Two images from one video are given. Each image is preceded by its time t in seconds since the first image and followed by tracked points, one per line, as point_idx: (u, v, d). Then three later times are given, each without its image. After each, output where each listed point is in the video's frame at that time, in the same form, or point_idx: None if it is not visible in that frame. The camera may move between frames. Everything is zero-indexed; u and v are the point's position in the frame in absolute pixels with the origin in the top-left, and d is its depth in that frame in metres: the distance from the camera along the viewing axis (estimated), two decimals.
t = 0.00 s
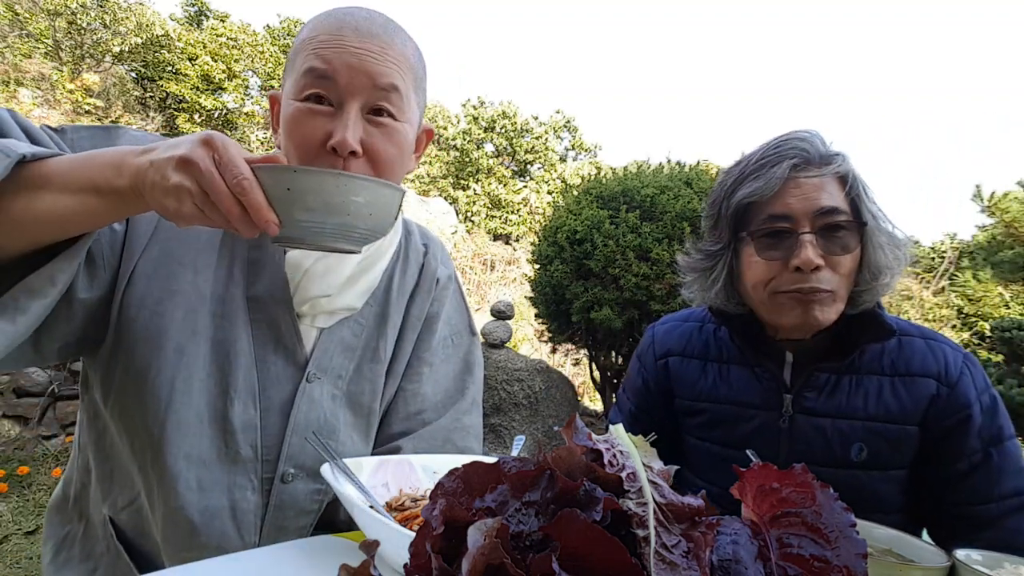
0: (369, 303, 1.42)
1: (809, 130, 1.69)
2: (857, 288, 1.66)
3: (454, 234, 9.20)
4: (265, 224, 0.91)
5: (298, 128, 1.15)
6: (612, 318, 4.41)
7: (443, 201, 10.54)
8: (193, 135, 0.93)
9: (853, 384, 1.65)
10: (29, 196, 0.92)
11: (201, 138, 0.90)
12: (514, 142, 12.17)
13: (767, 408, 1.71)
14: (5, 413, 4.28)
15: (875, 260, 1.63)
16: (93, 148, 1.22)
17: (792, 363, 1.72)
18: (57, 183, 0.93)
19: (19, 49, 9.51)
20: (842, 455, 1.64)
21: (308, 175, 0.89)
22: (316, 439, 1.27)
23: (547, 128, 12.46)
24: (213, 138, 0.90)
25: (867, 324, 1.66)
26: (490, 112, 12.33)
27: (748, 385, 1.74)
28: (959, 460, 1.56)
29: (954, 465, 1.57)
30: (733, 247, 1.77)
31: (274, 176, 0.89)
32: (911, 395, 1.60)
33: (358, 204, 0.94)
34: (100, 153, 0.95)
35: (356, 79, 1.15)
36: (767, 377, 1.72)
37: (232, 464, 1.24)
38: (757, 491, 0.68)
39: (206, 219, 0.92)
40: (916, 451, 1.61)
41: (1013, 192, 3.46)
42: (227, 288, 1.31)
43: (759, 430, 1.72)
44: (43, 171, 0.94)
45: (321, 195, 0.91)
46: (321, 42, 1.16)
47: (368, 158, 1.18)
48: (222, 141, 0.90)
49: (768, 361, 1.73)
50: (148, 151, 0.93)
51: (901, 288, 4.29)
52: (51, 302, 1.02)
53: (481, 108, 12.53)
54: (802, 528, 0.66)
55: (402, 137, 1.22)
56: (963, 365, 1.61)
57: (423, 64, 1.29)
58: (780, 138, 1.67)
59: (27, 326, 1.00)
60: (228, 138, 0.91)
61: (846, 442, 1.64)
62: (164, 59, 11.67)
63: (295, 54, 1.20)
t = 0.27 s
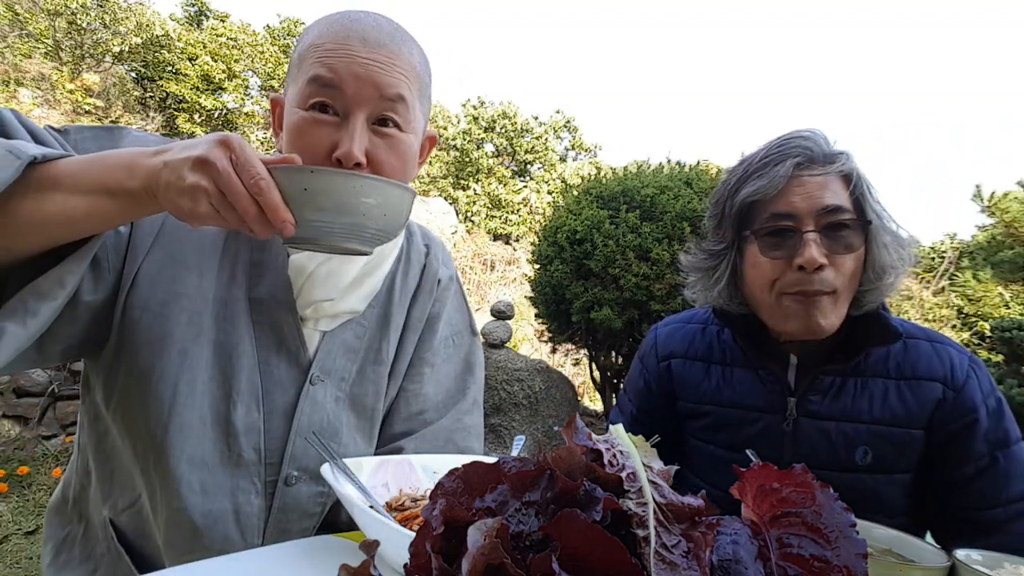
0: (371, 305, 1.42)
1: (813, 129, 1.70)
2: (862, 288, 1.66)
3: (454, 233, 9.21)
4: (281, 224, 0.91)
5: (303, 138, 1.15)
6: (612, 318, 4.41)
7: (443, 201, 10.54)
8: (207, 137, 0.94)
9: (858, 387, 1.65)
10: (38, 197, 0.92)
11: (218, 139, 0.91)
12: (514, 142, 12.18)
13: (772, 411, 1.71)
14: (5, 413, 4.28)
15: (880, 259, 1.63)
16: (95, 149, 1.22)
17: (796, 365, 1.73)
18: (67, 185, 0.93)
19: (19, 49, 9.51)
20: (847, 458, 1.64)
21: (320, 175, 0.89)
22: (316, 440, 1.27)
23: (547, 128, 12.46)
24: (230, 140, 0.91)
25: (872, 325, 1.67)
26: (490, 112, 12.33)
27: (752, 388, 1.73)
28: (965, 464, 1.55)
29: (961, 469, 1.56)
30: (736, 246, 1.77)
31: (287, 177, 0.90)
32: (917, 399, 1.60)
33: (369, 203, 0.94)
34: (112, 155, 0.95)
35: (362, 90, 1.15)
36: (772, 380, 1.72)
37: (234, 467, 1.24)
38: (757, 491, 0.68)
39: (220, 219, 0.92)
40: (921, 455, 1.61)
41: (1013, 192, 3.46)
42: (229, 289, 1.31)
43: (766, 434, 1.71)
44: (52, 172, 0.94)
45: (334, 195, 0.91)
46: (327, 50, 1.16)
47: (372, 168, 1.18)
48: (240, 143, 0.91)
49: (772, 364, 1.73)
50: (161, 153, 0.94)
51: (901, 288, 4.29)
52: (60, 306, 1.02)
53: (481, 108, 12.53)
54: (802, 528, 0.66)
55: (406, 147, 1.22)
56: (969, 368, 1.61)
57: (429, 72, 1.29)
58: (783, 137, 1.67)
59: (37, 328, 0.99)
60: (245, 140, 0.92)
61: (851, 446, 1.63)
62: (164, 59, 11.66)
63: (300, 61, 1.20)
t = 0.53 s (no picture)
0: (370, 304, 1.43)
1: (815, 128, 1.70)
2: (862, 289, 1.67)
3: (454, 233, 9.21)
4: (285, 221, 0.92)
5: (301, 142, 1.15)
6: (612, 318, 4.41)
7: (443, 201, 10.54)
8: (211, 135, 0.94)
9: (857, 389, 1.65)
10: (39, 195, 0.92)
11: (223, 137, 0.91)
12: (514, 142, 12.18)
13: (770, 412, 1.71)
14: (5, 413, 4.28)
15: (880, 259, 1.64)
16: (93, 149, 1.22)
17: (796, 366, 1.73)
18: (68, 183, 0.93)
19: (19, 49, 9.50)
20: (846, 460, 1.64)
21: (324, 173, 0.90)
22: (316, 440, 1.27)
23: (547, 128, 12.46)
24: (234, 137, 0.91)
25: (872, 326, 1.66)
26: (490, 112, 12.34)
27: (751, 389, 1.73)
28: (966, 465, 1.55)
29: (962, 471, 1.56)
30: (737, 245, 1.78)
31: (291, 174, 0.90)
32: (917, 400, 1.60)
33: (371, 203, 0.94)
34: (115, 154, 0.96)
35: (361, 96, 1.15)
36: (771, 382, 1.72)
37: (234, 468, 1.24)
38: (757, 491, 0.68)
39: (223, 216, 0.92)
40: (921, 456, 1.61)
41: (1013, 192, 3.46)
42: (228, 289, 1.31)
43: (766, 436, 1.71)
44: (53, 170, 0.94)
45: (336, 195, 0.92)
46: (327, 54, 1.15)
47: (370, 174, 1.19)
48: (245, 141, 0.91)
49: (772, 366, 1.74)
50: (164, 152, 0.94)
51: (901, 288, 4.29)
52: (60, 305, 1.01)
53: (481, 108, 12.53)
54: (802, 528, 0.66)
55: (404, 153, 1.23)
56: (969, 369, 1.61)
57: (429, 75, 1.29)
58: (786, 136, 1.67)
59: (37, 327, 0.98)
60: (249, 139, 0.92)
61: (851, 447, 1.63)
62: (164, 58, 11.66)
63: (299, 63, 1.19)
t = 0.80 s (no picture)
0: (368, 303, 1.43)
1: (806, 127, 1.70)
2: (853, 287, 1.67)
3: (454, 233, 9.20)
4: (279, 219, 0.91)
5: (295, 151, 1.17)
6: (612, 318, 4.41)
7: (443, 201, 10.53)
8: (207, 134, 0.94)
9: (849, 387, 1.65)
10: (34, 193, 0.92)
11: (219, 135, 0.91)
12: (514, 142, 12.18)
13: (761, 410, 1.70)
14: (4, 413, 4.28)
15: (870, 258, 1.65)
16: (89, 148, 1.22)
17: (788, 365, 1.72)
18: (64, 182, 0.93)
19: (19, 49, 9.50)
20: (837, 457, 1.64)
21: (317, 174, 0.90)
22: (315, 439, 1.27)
23: (547, 128, 12.46)
24: (229, 134, 0.91)
25: (863, 324, 1.66)
26: (490, 112, 12.33)
27: (743, 386, 1.73)
28: (957, 464, 1.55)
29: (953, 469, 1.56)
30: (729, 244, 1.78)
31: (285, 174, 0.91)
32: (908, 399, 1.60)
33: (365, 204, 0.94)
34: (111, 153, 0.96)
35: (356, 107, 1.15)
36: (761, 379, 1.72)
37: (233, 467, 1.24)
38: (757, 491, 0.68)
39: (219, 214, 0.92)
40: (912, 455, 1.61)
41: (1013, 192, 3.46)
42: (225, 289, 1.31)
43: (752, 433, 1.71)
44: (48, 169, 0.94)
45: (329, 196, 0.92)
46: (320, 62, 1.15)
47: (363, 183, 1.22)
48: (242, 139, 0.91)
49: (763, 363, 1.73)
50: (160, 150, 0.94)
51: (901, 288, 4.29)
52: (56, 303, 1.02)
53: (481, 108, 12.52)
54: (802, 528, 0.66)
55: (397, 161, 1.25)
56: (960, 368, 1.61)
57: (424, 78, 1.28)
58: (777, 135, 1.68)
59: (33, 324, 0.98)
60: (245, 137, 0.93)
61: (841, 445, 1.63)
62: (164, 58, 11.65)
63: (293, 67, 1.19)
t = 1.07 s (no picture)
0: (367, 302, 1.42)
1: (800, 125, 1.71)
2: (848, 283, 1.66)
3: (454, 233, 9.20)
4: (275, 227, 0.92)
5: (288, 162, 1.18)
6: (612, 318, 4.41)
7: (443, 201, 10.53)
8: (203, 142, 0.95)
9: (844, 384, 1.65)
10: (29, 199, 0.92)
11: (214, 143, 0.92)
12: (514, 142, 12.18)
13: (757, 406, 1.71)
14: (5, 413, 4.28)
15: (865, 253, 1.64)
16: (85, 148, 1.22)
17: (785, 362, 1.72)
18: (59, 188, 0.93)
19: (19, 49, 9.51)
20: (833, 454, 1.63)
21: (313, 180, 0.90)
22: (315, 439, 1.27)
23: (547, 128, 12.46)
24: (225, 143, 0.92)
25: (857, 320, 1.67)
26: (490, 112, 12.34)
27: (741, 383, 1.74)
28: (953, 462, 1.54)
29: (948, 467, 1.55)
30: (725, 241, 1.78)
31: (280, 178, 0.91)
32: (903, 395, 1.60)
33: (361, 212, 0.95)
34: (106, 160, 0.96)
35: (348, 119, 1.15)
36: (758, 376, 1.72)
37: (233, 468, 1.24)
38: (757, 491, 0.68)
39: (213, 221, 0.92)
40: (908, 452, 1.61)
41: (1014, 192, 3.47)
42: (224, 290, 1.31)
43: (748, 430, 1.71)
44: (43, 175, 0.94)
45: (324, 203, 0.92)
46: (313, 72, 1.15)
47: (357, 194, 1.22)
48: (237, 146, 0.92)
49: (760, 360, 1.74)
50: (155, 158, 0.95)
51: (901, 288, 4.29)
52: (51, 307, 1.02)
53: (481, 108, 12.52)
54: (802, 528, 0.66)
55: (392, 170, 1.25)
56: (957, 366, 1.60)
57: (419, 84, 1.28)
58: (772, 133, 1.69)
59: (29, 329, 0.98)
60: (240, 145, 0.94)
61: (838, 442, 1.63)
62: (164, 58, 11.65)
63: (286, 75, 1.19)
